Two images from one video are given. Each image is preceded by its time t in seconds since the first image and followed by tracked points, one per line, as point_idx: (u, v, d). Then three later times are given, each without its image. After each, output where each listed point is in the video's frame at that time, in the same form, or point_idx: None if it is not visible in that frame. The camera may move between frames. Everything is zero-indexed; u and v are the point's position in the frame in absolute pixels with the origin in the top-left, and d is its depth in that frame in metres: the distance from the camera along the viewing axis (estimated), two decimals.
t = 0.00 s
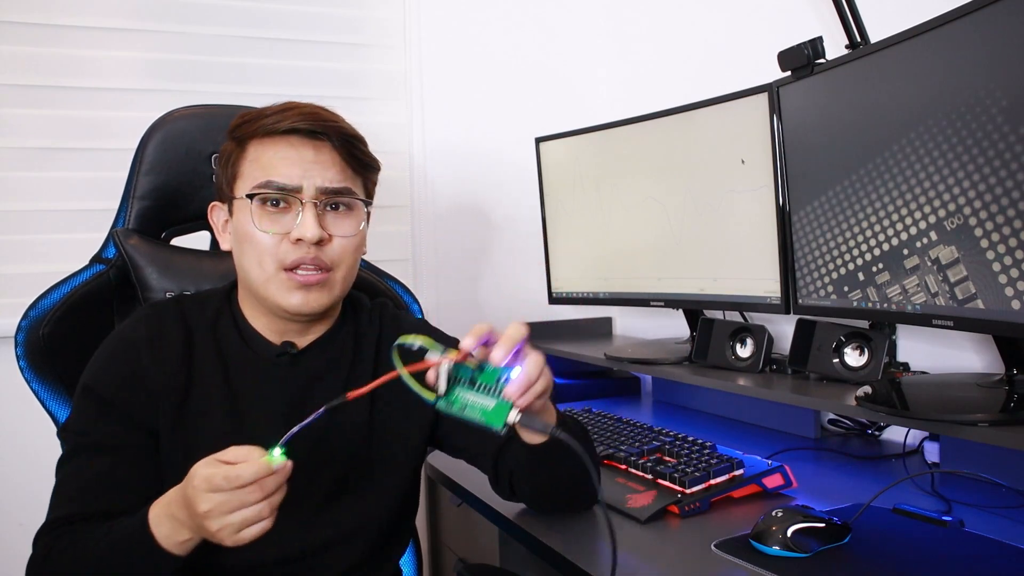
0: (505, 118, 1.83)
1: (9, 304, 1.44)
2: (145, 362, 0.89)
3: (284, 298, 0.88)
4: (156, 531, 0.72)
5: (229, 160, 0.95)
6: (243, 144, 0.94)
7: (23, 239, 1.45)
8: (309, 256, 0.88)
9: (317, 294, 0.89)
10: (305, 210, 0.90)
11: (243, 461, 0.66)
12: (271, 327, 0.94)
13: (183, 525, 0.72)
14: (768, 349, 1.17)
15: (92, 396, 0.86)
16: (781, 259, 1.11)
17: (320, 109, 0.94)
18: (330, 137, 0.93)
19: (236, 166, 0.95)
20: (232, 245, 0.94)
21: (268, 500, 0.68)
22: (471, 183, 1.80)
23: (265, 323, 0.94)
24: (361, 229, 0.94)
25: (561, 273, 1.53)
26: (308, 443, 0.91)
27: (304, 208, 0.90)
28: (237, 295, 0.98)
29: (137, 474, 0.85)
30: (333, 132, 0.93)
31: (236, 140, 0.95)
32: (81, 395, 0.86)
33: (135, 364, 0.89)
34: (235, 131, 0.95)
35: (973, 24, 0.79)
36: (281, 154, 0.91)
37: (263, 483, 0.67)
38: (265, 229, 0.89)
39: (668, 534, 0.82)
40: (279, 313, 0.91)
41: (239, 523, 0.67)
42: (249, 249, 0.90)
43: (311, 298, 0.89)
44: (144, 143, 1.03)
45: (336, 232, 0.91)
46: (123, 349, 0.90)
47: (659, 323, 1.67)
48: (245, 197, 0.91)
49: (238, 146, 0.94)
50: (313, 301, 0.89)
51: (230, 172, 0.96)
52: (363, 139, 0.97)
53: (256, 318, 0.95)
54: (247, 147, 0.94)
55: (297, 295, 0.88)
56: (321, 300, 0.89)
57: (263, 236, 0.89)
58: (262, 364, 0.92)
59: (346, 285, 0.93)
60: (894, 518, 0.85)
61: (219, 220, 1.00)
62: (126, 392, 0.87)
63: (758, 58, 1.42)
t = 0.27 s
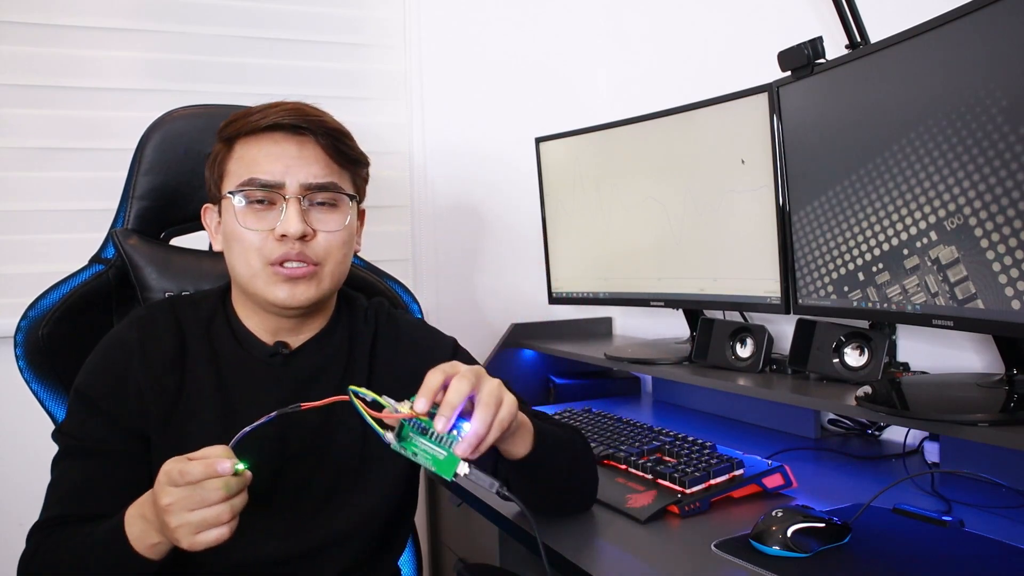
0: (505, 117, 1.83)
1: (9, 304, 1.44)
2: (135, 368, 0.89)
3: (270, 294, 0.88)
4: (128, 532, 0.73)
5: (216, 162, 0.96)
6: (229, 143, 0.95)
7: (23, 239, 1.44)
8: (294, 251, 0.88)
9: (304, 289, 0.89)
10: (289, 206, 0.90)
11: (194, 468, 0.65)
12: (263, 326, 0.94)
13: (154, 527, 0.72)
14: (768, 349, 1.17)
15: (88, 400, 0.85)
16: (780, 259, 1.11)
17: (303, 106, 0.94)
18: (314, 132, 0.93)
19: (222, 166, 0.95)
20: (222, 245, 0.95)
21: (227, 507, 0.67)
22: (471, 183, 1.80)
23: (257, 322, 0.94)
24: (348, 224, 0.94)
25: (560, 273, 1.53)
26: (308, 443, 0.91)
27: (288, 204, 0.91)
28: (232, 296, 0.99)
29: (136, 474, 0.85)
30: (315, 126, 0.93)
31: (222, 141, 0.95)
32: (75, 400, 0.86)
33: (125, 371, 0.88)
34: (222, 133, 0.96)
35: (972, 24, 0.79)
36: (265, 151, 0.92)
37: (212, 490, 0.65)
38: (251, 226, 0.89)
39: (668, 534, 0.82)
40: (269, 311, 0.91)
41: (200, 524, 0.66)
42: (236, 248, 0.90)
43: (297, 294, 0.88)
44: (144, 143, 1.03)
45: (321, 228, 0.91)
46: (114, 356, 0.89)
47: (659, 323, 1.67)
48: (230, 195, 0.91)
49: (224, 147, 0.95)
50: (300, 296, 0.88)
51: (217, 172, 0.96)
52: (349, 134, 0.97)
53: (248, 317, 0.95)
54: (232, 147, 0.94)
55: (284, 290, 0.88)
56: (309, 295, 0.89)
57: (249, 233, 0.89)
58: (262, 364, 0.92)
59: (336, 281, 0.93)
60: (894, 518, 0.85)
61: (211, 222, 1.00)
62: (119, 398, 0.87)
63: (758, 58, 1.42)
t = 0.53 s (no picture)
0: (505, 117, 1.83)
1: (9, 304, 1.44)
2: (137, 368, 0.89)
3: (259, 293, 0.88)
4: (121, 512, 0.73)
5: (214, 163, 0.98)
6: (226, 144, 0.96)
7: (23, 239, 1.45)
8: (282, 249, 0.88)
9: (293, 287, 0.88)
10: (279, 205, 0.90)
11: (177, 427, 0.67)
12: (260, 326, 0.94)
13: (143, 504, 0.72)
14: (768, 349, 1.16)
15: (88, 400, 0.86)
16: (780, 259, 1.11)
17: (295, 104, 0.95)
18: (305, 129, 0.93)
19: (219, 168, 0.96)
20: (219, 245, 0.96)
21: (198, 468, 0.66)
22: (471, 183, 1.80)
23: (254, 322, 0.94)
24: (341, 222, 0.93)
25: (560, 273, 1.53)
26: (308, 443, 0.92)
27: (278, 203, 0.91)
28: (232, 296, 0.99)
29: (137, 474, 0.85)
30: (305, 123, 0.93)
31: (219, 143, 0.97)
32: (76, 400, 0.86)
33: (127, 371, 0.89)
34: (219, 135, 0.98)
35: (971, 24, 0.79)
36: (256, 150, 0.92)
37: (185, 448, 0.66)
38: (242, 225, 0.90)
39: (668, 534, 0.82)
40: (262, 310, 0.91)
41: (173, 484, 0.66)
42: (228, 247, 0.91)
43: (286, 292, 0.88)
44: (144, 143, 1.03)
45: (312, 226, 0.91)
46: (116, 356, 0.90)
47: (659, 323, 1.67)
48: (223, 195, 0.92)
49: (221, 148, 0.96)
50: (288, 295, 0.88)
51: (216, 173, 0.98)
52: (342, 131, 0.97)
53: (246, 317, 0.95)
54: (228, 148, 0.95)
55: (273, 289, 0.88)
56: (297, 293, 0.88)
57: (239, 232, 0.90)
58: (262, 364, 0.92)
59: (329, 279, 0.92)
60: (894, 519, 0.85)
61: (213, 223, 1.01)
62: (118, 398, 0.87)
63: (758, 58, 1.42)
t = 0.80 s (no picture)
0: (505, 117, 1.82)
1: (9, 304, 1.44)
2: (138, 368, 0.89)
3: (262, 294, 0.88)
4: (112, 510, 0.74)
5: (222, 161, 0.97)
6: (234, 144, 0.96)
7: (22, 239, 1.45)
8: (287, 252, 0.88)
9: (296, 290, 0.88)
10: (285, 207, 0.90)
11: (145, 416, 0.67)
12: (261, 326, 0.95)
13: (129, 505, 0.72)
14: (768, 349, 1.16)
15: (88, 400, 0.86)
16: (781, 259, 1.11)
17: (307, 105, 0.94)
18: (314, 132, 0.93)
19: (227, 165, 0.96)
20: (223, 244, 0.96)
21: (157, 457, 0.66)
22: (470, 183, 1.80)
23: (255, 322, 0.94)
24: (347, 227, 0.93)
25: (561, 273, 1.53)
26: (308, 443, 0.92)
27: (284, 205, 0.90)
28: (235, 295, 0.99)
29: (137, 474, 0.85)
30: (315, 126, 0.92)
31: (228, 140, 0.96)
32: (77, 399, 0.86)
33: (128, 371, 0.89)
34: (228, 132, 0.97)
35: (972, 24, 0.79)
36: (264, 151, 0.92)
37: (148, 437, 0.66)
38: (247, 225, 0.90)
39: (668, 534, 0.82)
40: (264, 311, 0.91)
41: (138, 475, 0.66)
42: (232, 247, 0.91)
43: (289, 295, 0.88)
44: (144, 142, 1.03)
45: (318, 229, 0.90)
46: (117, 356, 0.90)
47: (659, 323, 1.67)
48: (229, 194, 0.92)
49: (230, 146, 0.96)
50: (291, 298, 0.88)
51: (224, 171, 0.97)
52: (351, 135, 0.96)
53: (247, 317, 0.95)
54: (236, 146, 0.95)
55: (276, 291, 0.88)
56: (300, 297, 0.89)
57: (244, 233, 0.90)
58: (262, 364, 0.92)
59: (332, 283, 0.92)
60: (894, 519, 0.85)
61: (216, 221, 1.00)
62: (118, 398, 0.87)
63: (759, 58, 1.42)
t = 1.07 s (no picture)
0: (505, 117, 1.82)
1: (9, 304, 1.44)
2: (139, 368, 0.89)
3: (269, 298, 0.88)
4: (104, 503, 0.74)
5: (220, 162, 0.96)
6: (234, 144, 0.95)
7: (22, 239, 1.45)
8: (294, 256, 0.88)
9: (303, 294, 0.89)
10: (290, 210, 0.90)
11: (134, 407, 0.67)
12: (263, 327, 0.94)
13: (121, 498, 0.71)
14: (768, 349, 1.16)
15: (89, 400, 0.86)
16: (780, 259, 1.11)
17: (308, 107, 0.94)
18: (318, 134, 0.93)
19: (227, 167, 0.96)
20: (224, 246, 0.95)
21: (155, 450, 0.66)
22: (470, 183, 1.80)
23: (257, 322, 0.94)
24: (351, 228, 0.93)
25: (561, 273, 1.53)
26: (308, 443, 0.92)
27: (289, 208, 0.90)
28: (234, 295, 0.99)
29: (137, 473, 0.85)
30: (319, 128, 0.93)
31: (227, 141, 0.95)
32: (77, 399, 0.86)
33: (129, 371, 0.89)
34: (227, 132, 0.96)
35: (972, 24, 0.79)
36: (268, 154, 0.92)
37: (142, 430, 0.65)
38: (251, 229, 0.89)
39: (668, 534, 0.82)
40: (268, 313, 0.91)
41: (131, 468, 0.66)
42: (236, 250, 0.90)
43: (296, 299, 0.88)
44: (144, 142, 1.03)
45: (323, 232, 0.91)
46: (118, 355, 0.90)
47: (659, 324, 1.67)
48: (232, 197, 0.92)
49: (230, 147, 0.95)
50: (299, 301, 0.88)
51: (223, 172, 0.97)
52: (353, 136, 0.96)
53: (248, 318, 0.95)
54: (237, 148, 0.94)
55: (283, 295, 0.88)
56: (307, 300, 0.89)
57: (248, 236, 0.89)
58: (262, 364, 0.92)
59: (337, 285, 0.93)
60: (894, 519, 0.85)
61: (214, 221, 1.00)
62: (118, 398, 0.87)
63: (759, 59, 1.42)
